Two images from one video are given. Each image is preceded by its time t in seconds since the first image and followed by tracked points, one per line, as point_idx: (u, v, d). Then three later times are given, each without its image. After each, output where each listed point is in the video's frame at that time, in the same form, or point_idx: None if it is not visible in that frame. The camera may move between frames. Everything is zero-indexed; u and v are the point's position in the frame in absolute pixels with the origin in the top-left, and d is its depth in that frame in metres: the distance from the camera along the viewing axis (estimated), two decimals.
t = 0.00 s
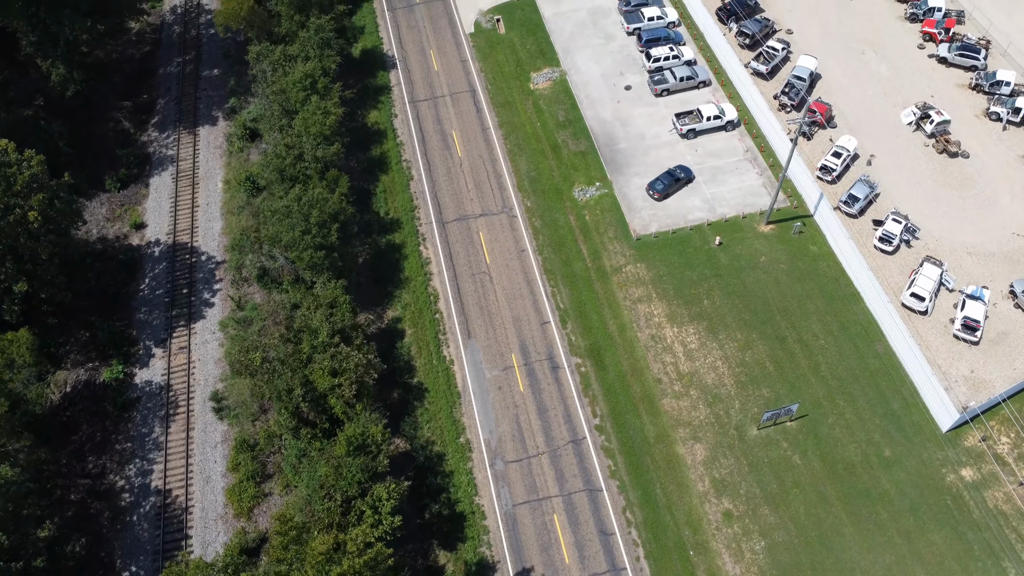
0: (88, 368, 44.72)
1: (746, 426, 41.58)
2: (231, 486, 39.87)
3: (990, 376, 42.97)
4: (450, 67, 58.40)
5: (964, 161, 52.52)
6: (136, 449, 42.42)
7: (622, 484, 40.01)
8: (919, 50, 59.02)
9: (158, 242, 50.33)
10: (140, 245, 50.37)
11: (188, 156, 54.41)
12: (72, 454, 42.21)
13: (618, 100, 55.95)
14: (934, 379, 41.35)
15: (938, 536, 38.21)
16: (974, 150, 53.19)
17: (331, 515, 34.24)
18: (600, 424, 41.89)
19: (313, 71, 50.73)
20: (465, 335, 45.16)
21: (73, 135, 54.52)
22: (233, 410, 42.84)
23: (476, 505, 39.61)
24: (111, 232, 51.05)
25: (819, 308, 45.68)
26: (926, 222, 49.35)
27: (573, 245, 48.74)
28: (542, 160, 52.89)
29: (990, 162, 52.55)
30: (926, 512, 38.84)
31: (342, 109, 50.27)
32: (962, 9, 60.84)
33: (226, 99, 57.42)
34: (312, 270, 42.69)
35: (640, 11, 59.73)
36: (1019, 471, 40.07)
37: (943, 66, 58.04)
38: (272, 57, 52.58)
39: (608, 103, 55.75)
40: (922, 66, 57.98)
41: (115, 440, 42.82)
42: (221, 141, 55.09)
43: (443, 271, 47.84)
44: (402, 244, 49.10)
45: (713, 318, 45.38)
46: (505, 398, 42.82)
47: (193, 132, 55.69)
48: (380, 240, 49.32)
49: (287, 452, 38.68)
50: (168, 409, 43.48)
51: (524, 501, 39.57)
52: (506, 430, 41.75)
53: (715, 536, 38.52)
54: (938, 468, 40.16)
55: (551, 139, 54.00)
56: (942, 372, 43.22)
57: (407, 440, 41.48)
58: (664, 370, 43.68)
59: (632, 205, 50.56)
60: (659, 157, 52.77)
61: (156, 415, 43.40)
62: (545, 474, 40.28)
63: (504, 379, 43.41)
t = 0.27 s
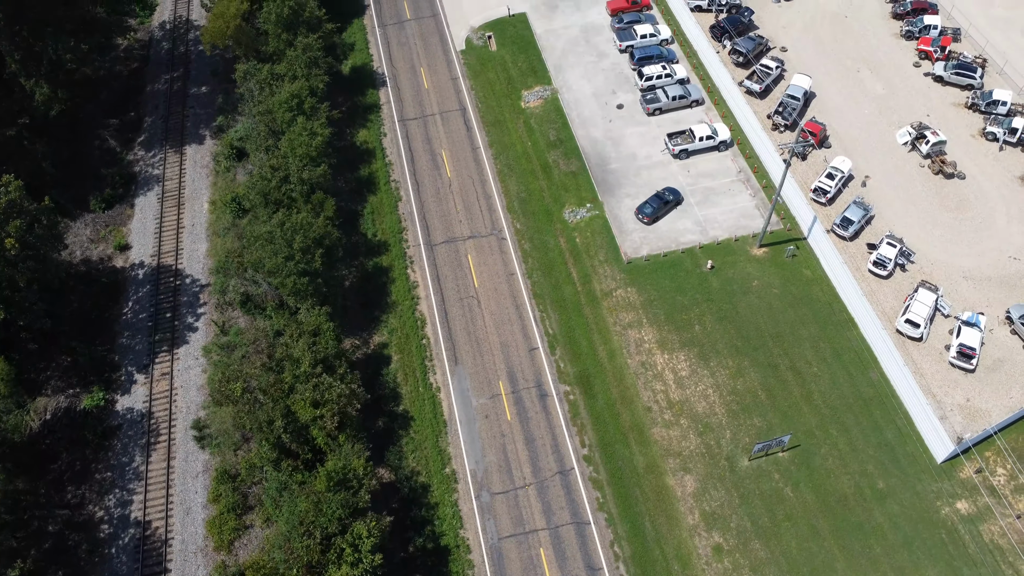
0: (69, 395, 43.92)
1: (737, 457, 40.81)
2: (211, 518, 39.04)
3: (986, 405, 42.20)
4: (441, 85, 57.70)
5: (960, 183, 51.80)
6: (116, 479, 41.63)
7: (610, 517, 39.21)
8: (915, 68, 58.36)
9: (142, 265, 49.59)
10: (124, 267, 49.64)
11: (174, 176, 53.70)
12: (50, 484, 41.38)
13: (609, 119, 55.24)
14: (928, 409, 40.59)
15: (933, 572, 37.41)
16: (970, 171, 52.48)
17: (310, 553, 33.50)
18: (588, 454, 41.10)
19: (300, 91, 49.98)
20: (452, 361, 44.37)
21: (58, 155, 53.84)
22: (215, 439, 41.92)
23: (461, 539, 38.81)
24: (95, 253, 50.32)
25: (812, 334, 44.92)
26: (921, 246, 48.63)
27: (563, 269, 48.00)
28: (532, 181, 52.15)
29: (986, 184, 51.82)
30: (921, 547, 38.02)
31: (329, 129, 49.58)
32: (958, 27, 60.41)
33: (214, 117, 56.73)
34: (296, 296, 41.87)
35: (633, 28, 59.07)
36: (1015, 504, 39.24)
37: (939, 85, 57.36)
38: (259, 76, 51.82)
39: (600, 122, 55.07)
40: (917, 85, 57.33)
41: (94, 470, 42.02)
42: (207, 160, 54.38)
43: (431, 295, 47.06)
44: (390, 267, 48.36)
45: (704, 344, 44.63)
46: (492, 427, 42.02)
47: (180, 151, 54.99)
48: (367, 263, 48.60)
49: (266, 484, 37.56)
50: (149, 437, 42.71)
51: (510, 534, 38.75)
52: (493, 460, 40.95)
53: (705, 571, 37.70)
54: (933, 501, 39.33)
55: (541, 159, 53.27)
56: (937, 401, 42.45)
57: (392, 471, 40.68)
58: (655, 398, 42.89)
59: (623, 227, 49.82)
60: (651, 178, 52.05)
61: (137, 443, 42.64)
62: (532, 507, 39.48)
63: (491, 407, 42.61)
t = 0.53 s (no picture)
0: (48, 423, 43.14)
1: (727, 488, 40.01)
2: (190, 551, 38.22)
3: (981, 434, 41.43)
4: (430, 103, 57.08)
5: (956, 204, 51.08)
6: (94, 509, 40.83)
7: (598, 550, 38.38)
8: (910, 86, 57.68)
9: (126, 287, 48.87)
10: (107, 290, 48.91)
11: (159, 195, 53.02)
12: (27, 514, 40.57)
13: (601, 138, 54.60)
14: (922, 439, 39.81)
15: None
16: (966, 192, 51.74)
17: None
18: (576, 485, 40.30)
19: (286, 111, 49.34)
20: (439, 388, 43.63)
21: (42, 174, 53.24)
22: (196, 468, 41.36)
23: (444, 572, 37.96)
24: (78, 275, 49.61)
25: (804, 361, 44.17)
26: (916, 269, 47.91)
27: (552, 292, 47.29)
28: (522, 202, 51.45)
29: (982, 205, 51.08)
30: None
31: (315, 150, 48.95)
32: (954, 44, 59.83)
33: (201, 136, 56.13)
34: (279, 322, 41.05)
35: (625, 45, 58.46)
36: (1011, 537, 38.41)
37: (935, 103, 56.65)
38: (245, 95, 51.20)
39: (591, 141, 54.42)
40: (913, 103, 56.66)
41: (73, 499, 41.22)
42: (193, 180, 53.72)
43: (417, 319, 46.34)
44: (376, 291, 47.65)
45: (694, 371, 43.88)
46: (478, 456, 41.25)
47: (165, 171, 54.33)
48: (353, 286, 47.91)
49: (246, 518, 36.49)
50: (129, 466, 41.94)
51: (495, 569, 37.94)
52: (478, 491, 40.16)
53: None
54: (927, 534, 38.52)
55: (531, 179, 52.58)
56: (931, 430, 41.67)
57: (375, 502, 39.90)
58: (644, 427, 42.10)
59: (613, 249, 49.11)
60: (642, 199, 51.37)
61: (117, 472, 41.87)
62: (517, 539, 38.67)
63: (477, 436, 41.86)
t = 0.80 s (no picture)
0: (26, 450, 42.32)
1: (716, 519, 39.19)
2: None
3: (976, 464, 40.62)
4: (419, 121, 56.45)
5: (951, 225, 50.36)
6: (71, 540, 39.99)
7: None
8: (905, 104, 57.04)
9: (108, 309, 48.12)
10: (89, 312, 48.18)
11: (143, 215, 52.34)
12: (3, 545, 39.70)
13: (591, 157, 53.93)
14: (915, 470, 39.00)
15: None
16: (961, 213, 51.04)
17: None
18: (562, 516, 39.47)
19: (271, 131, 48.69)
20: (423, 415, 42.86)
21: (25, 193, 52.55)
22: (175, 497, 40.32)
23: None
24: (60, 297, 48.84)
25: (796, 387, 43.38)
26: (910, 293, 47.17)
27: (540, 316, 46.55)
28: (511, 223, 50.75)
29: (977, 226, 50.36)
30: None
31: (300, 170, 48.28)
32: (949, 62, 59.26)
33: (187, 154, 55.47)
34: (260, 348, 40.17)
35: (617, 62, 57.84)
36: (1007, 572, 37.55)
37: (929, 122, 55.99)
38: (231, 114, 50.53)
39: (581, 160, 53.74)
40: (907, 122, 56.00)
41: (49, 529, 40.37)
42: (178, 200, 53.05)
43: (403, 343, 45.57)
44: (362, 314, 46.89)
45: (684, 398, 43.10)
46: (463, 486, 40.46)
47: (150, 190, 53.65)
48: (339, 309, 47.14)
49: (224, 551, 35.25)
50: (107, 495, 41.13)
51: None
52: (463, 522, 39.34)
53: None
54: (920, 568, 37.68)
55: (521, 199, 51.88)
56: (925, 460, 40.84)
57: (357, 533, 39.05)
58: (632, 456, 41.31)
59: (603, 272, 48.38)
60: (632, 219, 50.66)
61: (95, 501, 41.05)
62: (502, 573, 37.84)
63: (462, 465, 41.07)
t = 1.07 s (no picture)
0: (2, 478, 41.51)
1: (706, 551, 38.33)
2: None
3: (971, 494, 39.77)
4: (408, 139, 55.80)
5: (946, 247, 49.63)
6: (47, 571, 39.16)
7: None
8: (900, 122, 56.36)
9: (89, 332, 47.37)
10: (70, 334, 47.38)
11: (127, 235, 51.61)
12: None
13: (581, 176, 53.23)
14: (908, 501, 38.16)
15: None
16: (956, 234, 50.29)
17: None
18: (548, 548, 38.62)
19: (255, 151, 48.05)
20: (408, 443, 42.09)
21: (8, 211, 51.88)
22: (153, 527, 39.45)
23: None
24: (42, 318, 48.08)
25: (788, 414, 42.55)
26: (904, 317, 46.41)
27: (528, 340, 45.80)
28: (499, 243, 50.04)
29: (973, 248, 49.60)
30: None
31: (285, 191, 47.61)
32: (944, 79, 58.63)
33: (172, 172, 54.81)
34: (240, 376, 39.42)
35: (608, 80, 57.21)
36: None
37: (925, 140, 55.29)
38: (216, 133, 49.82)
39: (571, 179, 53.05)
40: (902, 140, 55.30)
41: (25, 560, 39.53)
42: (163, 219, 52.37)
43: (388, 368, 44.80)
44: (347, 337, 46.13)
45: (673, 425, 42.32)
46: (447, 516, 39.65)
47: (135, 209, 52.96)
48: (323, 332, 46.35)
49: None
50: (85, 525, 40.31)
51: None
52: (446, 553, 38.51)
53: None
54: None
55: (510, 219, 51.16)
56: (918, 490, 39.98)
57: (338, 565, 38.20)
58: (620, 485, 40.49)
59: (592, 294, 47.63)
60: (622, 240, 49.93)
61: (72, 531, 40.23)
62: None
63: (447, 494, 40.28)
